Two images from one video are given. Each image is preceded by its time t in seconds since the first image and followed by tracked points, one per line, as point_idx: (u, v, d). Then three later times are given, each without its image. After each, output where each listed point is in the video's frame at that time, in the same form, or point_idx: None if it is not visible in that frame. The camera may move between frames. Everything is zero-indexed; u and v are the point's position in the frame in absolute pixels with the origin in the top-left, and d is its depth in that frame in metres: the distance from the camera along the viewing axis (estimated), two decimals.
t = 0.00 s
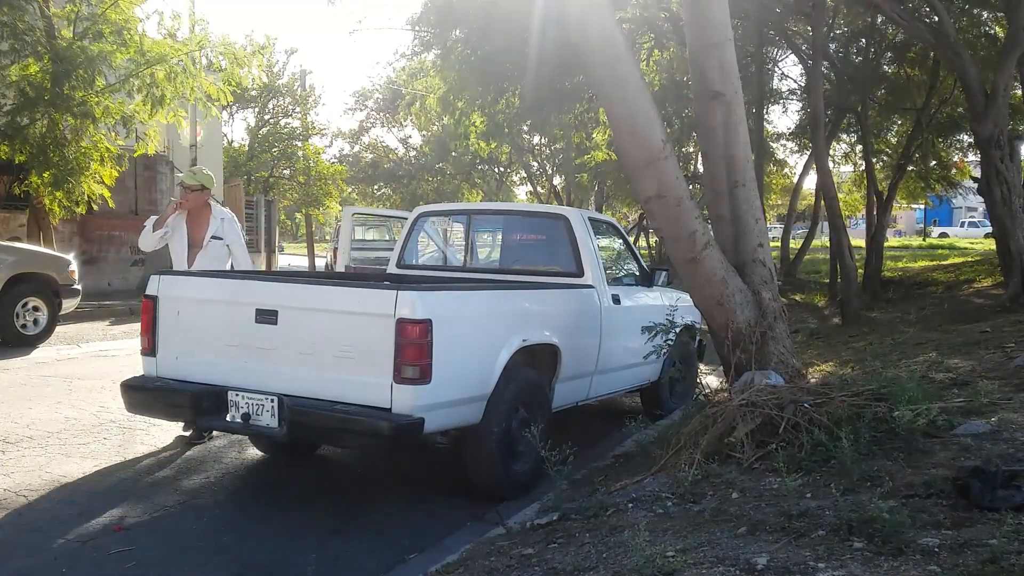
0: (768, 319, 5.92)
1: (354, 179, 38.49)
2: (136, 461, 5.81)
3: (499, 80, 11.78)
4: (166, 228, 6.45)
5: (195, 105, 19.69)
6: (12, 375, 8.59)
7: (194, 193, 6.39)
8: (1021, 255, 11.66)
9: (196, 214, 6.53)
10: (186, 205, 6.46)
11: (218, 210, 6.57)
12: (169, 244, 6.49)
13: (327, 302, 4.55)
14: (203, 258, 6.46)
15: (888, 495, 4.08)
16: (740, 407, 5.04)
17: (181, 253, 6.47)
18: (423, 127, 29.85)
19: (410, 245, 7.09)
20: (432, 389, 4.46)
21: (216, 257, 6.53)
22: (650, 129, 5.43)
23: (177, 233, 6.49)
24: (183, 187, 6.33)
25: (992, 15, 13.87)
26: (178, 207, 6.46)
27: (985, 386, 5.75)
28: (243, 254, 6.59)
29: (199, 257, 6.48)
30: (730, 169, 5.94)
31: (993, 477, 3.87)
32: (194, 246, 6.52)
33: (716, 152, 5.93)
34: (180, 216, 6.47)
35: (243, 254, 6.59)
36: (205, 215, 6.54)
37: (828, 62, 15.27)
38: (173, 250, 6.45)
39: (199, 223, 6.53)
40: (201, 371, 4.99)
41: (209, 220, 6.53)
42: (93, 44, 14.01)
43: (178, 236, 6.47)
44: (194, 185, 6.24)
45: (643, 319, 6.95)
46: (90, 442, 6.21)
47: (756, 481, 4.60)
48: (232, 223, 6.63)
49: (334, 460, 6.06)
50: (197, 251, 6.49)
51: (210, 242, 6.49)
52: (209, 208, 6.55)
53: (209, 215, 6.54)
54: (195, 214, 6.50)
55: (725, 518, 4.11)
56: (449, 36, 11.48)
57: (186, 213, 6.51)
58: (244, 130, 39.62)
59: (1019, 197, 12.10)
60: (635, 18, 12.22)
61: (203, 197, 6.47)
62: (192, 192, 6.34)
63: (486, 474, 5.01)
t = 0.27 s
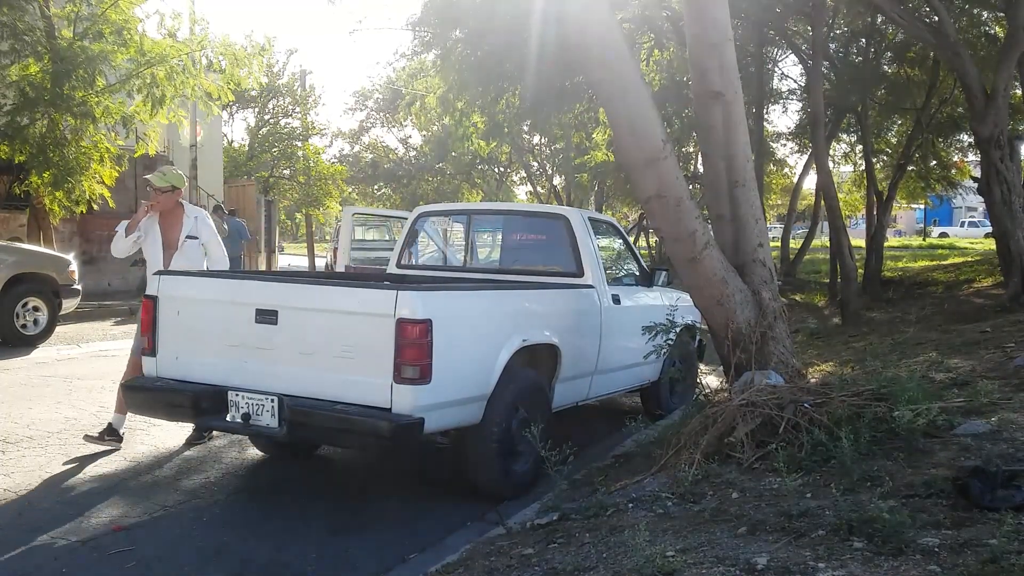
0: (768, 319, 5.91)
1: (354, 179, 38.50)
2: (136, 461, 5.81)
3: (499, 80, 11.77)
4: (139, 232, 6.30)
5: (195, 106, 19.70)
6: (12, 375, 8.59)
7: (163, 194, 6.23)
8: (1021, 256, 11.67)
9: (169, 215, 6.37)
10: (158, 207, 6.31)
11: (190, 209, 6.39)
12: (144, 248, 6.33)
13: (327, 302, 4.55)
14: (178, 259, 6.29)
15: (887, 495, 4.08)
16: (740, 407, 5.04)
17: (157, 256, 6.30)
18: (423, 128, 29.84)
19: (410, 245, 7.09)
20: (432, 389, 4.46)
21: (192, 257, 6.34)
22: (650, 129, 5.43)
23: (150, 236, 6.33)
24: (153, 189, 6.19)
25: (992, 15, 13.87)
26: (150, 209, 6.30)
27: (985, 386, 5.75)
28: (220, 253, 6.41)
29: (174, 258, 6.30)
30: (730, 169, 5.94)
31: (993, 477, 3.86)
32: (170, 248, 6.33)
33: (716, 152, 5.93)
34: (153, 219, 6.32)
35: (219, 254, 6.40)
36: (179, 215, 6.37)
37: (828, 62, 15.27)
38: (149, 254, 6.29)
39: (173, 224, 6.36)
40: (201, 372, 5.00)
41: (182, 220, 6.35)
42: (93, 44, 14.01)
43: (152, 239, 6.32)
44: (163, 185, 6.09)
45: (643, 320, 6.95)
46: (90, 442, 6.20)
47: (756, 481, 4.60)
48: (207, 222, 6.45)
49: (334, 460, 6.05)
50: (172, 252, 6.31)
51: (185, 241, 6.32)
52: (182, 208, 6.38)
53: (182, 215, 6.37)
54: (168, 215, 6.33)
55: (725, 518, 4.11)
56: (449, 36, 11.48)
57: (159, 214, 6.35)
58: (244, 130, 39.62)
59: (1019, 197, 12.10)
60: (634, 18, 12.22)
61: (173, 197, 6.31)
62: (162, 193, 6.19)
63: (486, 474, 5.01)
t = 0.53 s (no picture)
0: (769, 319, 5.91)
1: (354, 180, 38.51)
2: (135, 461, 5.81)
3: (499, 80, 11.76)
4: (98, 232, 5.86)
5: (195, 106, 19.70)
6: (12, 375, 8.59)
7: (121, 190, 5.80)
8: (1021, 256, 11.67)
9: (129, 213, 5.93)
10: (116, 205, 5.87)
11: (151, 206, 5.95)
12: (105, 250, 5.89)
13: (327, 302, 4.55)
14: (141, 258, 5.84)
15: (888, 495, 4.08)
16: (740, 407, 5.04)
17: (118, 257, 5.86)
18: (422, 128, 29.85)
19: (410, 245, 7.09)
20: (431, 389, 4.46)
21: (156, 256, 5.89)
22: (650, 129, 5.43)
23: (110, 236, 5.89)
24: (109, 186, 5.75)
25: (992, 15, 13.86)
26: (108, 208, 5.86)
27: (985, 386, 5.75)
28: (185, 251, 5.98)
29: (136, 258, 5.85)
30: (730, 169, 5.93)
31: (993, 477, 3.87)
32: (131, 248, 5.88)
33: (716, 152, 5.93)
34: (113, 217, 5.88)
35: (184, 251, 5.97)
36: (139, 212, 5.92)
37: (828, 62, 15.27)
38: (110, 255, 5.85)
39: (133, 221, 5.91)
40: (201, 372, 5.00)
41: (144, 217, 5.92)
42: (93, 44, 14.05)
43: (112, 240, 5.88)
44: (120, 182, 5.67)
45: (643, 320, 6.95)
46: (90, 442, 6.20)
47: (756, 481, 4.60)
48: (170, 218, 6.00)
49: (334, 460, 6.05)
50: (135, 252, 5.86)
51: (146, 240, 5.87)
52: (142, 205, 5.94)
53: (143, 213, 5.93)
54: (128, 213, 5.89)
55: (725, 518, 4.11)
56: (449, 36, 11.48)
57: (118, 213, 5.91)
58: (244, 130, 39.62)
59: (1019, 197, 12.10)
60: (634, 18, 12.21)
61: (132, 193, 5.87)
62: (119, 190, 5.76)
63: (486, 475, 5.01)
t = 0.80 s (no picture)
0: (769, 319, 5.91)
1: (354, 180, 38.52)
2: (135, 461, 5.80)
3: (499, 80, 11.75)
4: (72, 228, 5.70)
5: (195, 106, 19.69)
6: (12, 375, 8.58)
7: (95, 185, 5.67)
8: (1021, 256, 11.67)
9: (103, 209, 5.80)
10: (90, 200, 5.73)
11: (127, 201, 5.85)
12: (78, 246, 5.73)
13: (327, 302, 4.55)
14: (119, 255, 5.72)
15: (888, 495, 4.08)
16: (740, 407, 5.04)
17: (93, 254, 5.70)
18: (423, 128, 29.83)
19: (410, 245, 7.10)
20: (431, 389, 4.46)
21: (132, 253, 5.78)
22: (650, 129, 5.43)
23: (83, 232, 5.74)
24: (84, 181, 5.62)
25: (992, 15, 13.86)
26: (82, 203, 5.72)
27: (985, 386, 5.75)
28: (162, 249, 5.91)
29: (113, 255, 5.72)
30: (730, 169, 5.93)
31: (993, 477, 3.87)
32: (106, 244, 5.74)
33: (716, 152, 5.93)
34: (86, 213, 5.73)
35: (161, 248, 5.89)
36: (114, 208, 5.81)
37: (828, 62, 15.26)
38: (85, 252, 5.70)
39: (108, 218, 5.78)
40: (201, 372, 4.99)
41: (119, 213, 5.81)
42: (93, 44, 14.06)
43: (86, 236, 5.73)
44: (96, 175, 5.56)
45: (643, 320, 6.95)
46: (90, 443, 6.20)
47: (756, 481, 4.60)
48: (145, 215, 5.91)
49: (334, 460, 6.05)
50: (111, 248, 5.74)
51: (123, 236, 5.76)
52: (116, 200, 5.83)
53: (118, 209, 5.82)
54: (102, 209, 5.77)
55: (725, 518, 4.11)
56: (449, 36, 11.47)
57: (92, 209, 5.78)
58: (244, 130, 39.61)
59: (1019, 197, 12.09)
60: (635, 18, 12.20)
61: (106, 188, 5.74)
62: (94, 184, 5.63)
63: (486, 475, 5.01)
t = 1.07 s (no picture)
0: (769, 319, 5.91)
1: (354, 180, 38.53)
2: (136, 462, 5.80)
3: (499, 80, 11.75)
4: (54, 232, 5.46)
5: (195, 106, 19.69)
6: (11, 375, 8.58)
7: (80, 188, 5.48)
8: (1021, 256, 11.67)
9: (86, 214, 5.61)
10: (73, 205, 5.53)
11: (111, 206, 5.68)
12: (59, 251, 5.49)
13: (327, 303, 4.55)
14: (104, 262, 5.55)
15: (888, 495, 4.08)
16: (740, 407, 5.04)
17: (76, 259, 5.49)
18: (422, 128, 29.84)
19: (410, 245, 7.09)
20: (431, 389, 4.46)
21: (116, 260, 5.61)
22: (650, 129, 5.43)
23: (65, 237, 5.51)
24: (69, 183, 5.42)
25: (992, 15, 13.86)
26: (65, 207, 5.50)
27: (985, 387, 5.75)
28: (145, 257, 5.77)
29: (97, 261, 5.53)
30: (730, 168, 5.93)
31: (993, 477, 3.87)
32: (89, 250, 5.54)
33: (716, 152, 5.93)
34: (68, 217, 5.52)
35: (144, 257, 5.76)
36: (98, 213, 5.62)
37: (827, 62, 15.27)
38: (67, 257, 5.48)
39: (92, 223, 5.59)
40: (201, 372, 4.99)
41: (104, 219, 5.63)
42: (93, 44, 14.03)
43: (69, 240, 5.50)
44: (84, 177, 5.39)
45: (643, 320, 6.95)
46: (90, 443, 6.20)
47: (756, 481, 4.60)
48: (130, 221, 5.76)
49: (334, 461, 6.05)
50: (95, 255, 5.54)
51: (108, 242, 5.59)
52: (101, 204, 5.65)
53: (102, 214, 5.64)
54: (86, 213, 5.58)
55: (725, 518, 4.11)
56: (449, 36, 11.47)
57: (74, 213, 5.57)
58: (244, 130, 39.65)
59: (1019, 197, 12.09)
60: (635, 18, 12.20)
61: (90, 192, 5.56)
62: (81, 187, 5.45)
63: (486, 475, 5.01)
